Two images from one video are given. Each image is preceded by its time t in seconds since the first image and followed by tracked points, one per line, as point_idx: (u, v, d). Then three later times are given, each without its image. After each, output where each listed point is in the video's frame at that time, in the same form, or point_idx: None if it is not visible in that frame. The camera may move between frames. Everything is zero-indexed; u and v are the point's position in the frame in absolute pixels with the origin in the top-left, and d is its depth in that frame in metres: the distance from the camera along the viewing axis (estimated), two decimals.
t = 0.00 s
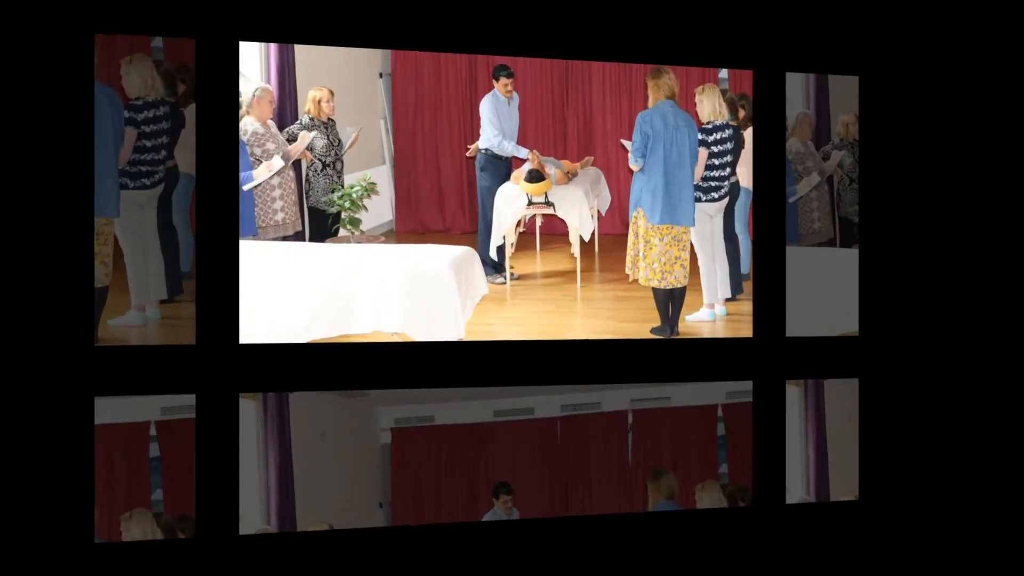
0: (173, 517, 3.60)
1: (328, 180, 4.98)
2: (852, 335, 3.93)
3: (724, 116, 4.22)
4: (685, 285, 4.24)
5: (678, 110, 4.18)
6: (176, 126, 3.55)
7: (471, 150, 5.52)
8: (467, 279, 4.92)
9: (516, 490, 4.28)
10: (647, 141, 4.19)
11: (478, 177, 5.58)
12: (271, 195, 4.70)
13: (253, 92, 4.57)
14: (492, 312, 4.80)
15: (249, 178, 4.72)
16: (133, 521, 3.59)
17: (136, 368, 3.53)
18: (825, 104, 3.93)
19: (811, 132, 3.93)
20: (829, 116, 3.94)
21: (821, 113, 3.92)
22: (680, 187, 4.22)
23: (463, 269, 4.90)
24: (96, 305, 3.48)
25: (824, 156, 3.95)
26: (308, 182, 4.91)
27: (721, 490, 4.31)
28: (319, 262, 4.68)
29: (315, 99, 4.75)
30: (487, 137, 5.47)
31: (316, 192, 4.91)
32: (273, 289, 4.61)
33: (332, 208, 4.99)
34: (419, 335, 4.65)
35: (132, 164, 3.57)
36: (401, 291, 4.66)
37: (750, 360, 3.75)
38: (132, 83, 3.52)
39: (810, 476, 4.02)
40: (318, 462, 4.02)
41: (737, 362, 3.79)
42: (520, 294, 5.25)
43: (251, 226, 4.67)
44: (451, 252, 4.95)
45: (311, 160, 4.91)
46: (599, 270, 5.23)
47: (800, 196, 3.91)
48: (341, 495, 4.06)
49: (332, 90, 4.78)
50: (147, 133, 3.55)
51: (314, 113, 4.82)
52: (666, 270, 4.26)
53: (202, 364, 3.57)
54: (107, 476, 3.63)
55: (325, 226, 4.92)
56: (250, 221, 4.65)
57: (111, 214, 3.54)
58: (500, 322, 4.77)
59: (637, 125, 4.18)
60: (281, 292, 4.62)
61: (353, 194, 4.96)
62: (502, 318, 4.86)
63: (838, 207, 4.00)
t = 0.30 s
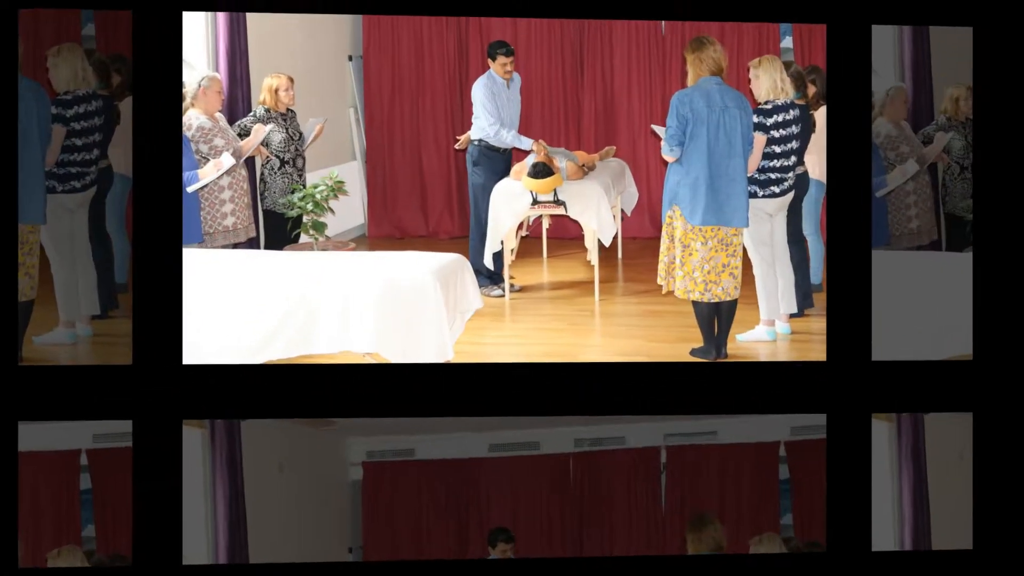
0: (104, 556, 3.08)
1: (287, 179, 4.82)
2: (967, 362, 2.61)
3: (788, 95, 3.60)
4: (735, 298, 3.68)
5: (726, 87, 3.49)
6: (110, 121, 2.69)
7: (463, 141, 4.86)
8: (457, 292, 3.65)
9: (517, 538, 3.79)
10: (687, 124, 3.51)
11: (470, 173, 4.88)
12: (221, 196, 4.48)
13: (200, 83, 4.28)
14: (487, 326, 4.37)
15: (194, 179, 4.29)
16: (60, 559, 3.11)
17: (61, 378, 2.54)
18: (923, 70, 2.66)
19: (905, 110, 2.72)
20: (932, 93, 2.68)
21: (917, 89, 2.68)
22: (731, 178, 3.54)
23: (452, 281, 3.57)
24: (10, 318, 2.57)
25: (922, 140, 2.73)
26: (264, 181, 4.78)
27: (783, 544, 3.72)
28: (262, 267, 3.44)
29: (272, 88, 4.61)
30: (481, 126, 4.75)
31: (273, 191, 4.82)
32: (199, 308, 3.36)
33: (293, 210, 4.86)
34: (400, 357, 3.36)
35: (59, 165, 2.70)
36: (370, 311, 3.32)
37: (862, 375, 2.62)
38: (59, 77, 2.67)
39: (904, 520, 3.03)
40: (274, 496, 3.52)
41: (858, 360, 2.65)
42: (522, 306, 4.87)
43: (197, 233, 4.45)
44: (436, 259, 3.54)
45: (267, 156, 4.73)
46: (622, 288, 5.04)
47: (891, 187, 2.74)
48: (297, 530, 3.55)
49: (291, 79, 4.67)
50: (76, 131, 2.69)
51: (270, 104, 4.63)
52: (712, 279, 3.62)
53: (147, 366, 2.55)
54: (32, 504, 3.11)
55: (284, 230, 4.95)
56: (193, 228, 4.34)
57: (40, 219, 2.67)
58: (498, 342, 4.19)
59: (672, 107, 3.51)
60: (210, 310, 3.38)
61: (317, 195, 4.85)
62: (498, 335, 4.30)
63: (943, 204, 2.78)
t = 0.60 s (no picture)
0: None
1: (275, 189, 4.58)
2: None
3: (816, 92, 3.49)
4: (754, 313, 3.48)
5: (745, 86, 3.30)
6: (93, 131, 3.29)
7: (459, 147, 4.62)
8: (456, 306, 3.40)
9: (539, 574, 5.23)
10: (703, 125, 3.33)
11: (466, 180, 4.65)
12: (206, 207, 4.20)
13: (184, 88, 3.99)
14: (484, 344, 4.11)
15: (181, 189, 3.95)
16: None
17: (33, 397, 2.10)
18: (965, 55, 2.82)
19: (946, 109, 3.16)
20: (975, 71, 2.86)
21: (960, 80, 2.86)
22: (750, 183, 3.36)
23: (450, 295, 3.32)
24: None
25: (967, 140, 3.23)
26: (250, 191, 4.54)
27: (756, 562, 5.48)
28: (247, 280, 3.17)
29: (259, 93, 4.35)
30: (479, 130, 4.52)
31: (260, 202, 4.56)
32: (179, 323, 3.08)
33: (281, 221, 4.57)
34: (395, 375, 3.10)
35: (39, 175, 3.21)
36: (362, 326, 3.07)
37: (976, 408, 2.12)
38: (41, 85, 3.19)
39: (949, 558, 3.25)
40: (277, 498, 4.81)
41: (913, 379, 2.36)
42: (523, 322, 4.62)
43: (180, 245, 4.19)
44: (433, 271, 3.30)
45: (253, 164, 4.49)
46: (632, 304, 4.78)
47: (928, 191, 3.41)
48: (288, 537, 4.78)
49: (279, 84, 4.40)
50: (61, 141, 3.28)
51: (256, 110, 4.39)
52: (730, 293, 3.42)
53: (134, 382, 2.08)
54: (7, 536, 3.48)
55: (271, 243, 4.69)
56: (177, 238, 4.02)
57: (18, 230, 3.00)
58: (498, 361, 3.92)
59: (688, 107, 3.33)
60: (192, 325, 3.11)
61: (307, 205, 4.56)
62: (498, 353, 4.04)
63: (991, 205, 3.39)
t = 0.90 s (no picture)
0: None
1: (275, 204, 4.59)
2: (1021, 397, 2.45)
3: (815, 107, 3.51)
4: (755, 327, 3.48)
5: (745, 100, 3.32)
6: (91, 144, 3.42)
7: (458, 161, 4.63)
8: (456, 321, 3.39)
9: None
10: (703, 140, 3.33)
11: (466, 195, 4.66)
12: (206, 222, 4.20)
13: (184, 102, 4.02)
14: (486, 359, 4.09)
15: (179, 205, 3.97)
16: None
17: (30, 413, 2.06)
18: (966, 68, 3.20)
19: (947, 124, 3.29)
20: (974, 85, 3.23)
21: (960, 92, 3.21)
22: (751, 198, 3.36)
23: (450, 309, 3.31)
24: None
25: (968, 155, 3.32)
26: (250, 207, 4.54)
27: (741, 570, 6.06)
28: (248, 297, 3.16)
29: (259, 108, 4.39)
30: (479, 145, 4.53)
31: (260, 217, 4.55)
32: (179, 338, 3.07)
33: (281, 236, 4.56)
34: (393, 390, 3.07)
35: (42, 191, 3.34)
36: (361, 341, 3.05)
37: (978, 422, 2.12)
38: (41, 98, 3.22)
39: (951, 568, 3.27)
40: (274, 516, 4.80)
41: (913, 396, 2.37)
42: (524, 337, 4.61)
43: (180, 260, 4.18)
44: (433, 285, 3.30)
45: (254, 179, 4.50)
46: (631, 318, 4.79)
47: (927, 204, 3.36)
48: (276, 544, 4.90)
49: (279, 98, 4.44)
50: (59, 154, 3.31)
51: (257, 125, 4.42)
52: (731, 308, 3.42)
53: (133, 399, 2.05)
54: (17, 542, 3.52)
55: (272, 258, 4.64)
56: (178, 254, 4.00)
57: (19, 244, 2.89)
58: (499, 375, 3.91)
59: (689, 122, 3.33)
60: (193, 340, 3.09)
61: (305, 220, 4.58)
62: (498, 368, 4.03)
63: (990, 221, 3.52)
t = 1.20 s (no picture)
0: None
1: (275, 219, 4.59)
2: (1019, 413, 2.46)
3: (815, 121, 3.53)
4: (755, 341, 3.49)
5: (745, 115, 3.34)
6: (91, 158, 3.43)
7: (459, 175, 4.64)
8: (456, 335, 3.39)
9: None
10: (703, 155, 3.34)
11: (466, 210, 4.67)
12: (206, 236, 4.19)
13: (184, 117, 4.03)
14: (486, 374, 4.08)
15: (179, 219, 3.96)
16: None
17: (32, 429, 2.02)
18: (965, 83, 2.85)
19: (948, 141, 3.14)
20: (976, 100, 2.85)
21: (960, 107, 2.88)
22: (751, 212, 3.37)
23: (451, 323, 3.30)
24: None
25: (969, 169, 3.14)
26: (250, 221, 4.54)
27: None
28: (247, 312, 3.16)
29: (259, 122, 4.42)
30: (479, 159, 4.54)
31: (260, 231, 4.55)
32: (178, 354, 3.08)
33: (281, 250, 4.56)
34: (394, 404, 3.07)
35: (43, 206, 3.39)
36: (361, 357, 3.05)
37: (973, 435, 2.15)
38: (42, 113, 3.12)
39: None
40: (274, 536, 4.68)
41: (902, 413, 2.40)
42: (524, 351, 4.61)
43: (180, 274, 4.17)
44: (433, 299, 3.30)
45: (254, 194, 4.51)
46: (631, 332, 4.79)
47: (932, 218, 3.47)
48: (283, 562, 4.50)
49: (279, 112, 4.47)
50: (59, 168, 3.36)
51: (257, 139, 4.45)
52: (731, 322, 3.42)
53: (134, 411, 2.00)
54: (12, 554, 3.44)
55: (272, 272, 4.61)
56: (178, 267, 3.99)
57: (19, 259, 2.79)
58: (500, 390, 3.90)
59: (689, 137, 3.34)
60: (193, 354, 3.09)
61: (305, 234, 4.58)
62: (499, 383, 4.02)
63: (991, 235, 3.29)
